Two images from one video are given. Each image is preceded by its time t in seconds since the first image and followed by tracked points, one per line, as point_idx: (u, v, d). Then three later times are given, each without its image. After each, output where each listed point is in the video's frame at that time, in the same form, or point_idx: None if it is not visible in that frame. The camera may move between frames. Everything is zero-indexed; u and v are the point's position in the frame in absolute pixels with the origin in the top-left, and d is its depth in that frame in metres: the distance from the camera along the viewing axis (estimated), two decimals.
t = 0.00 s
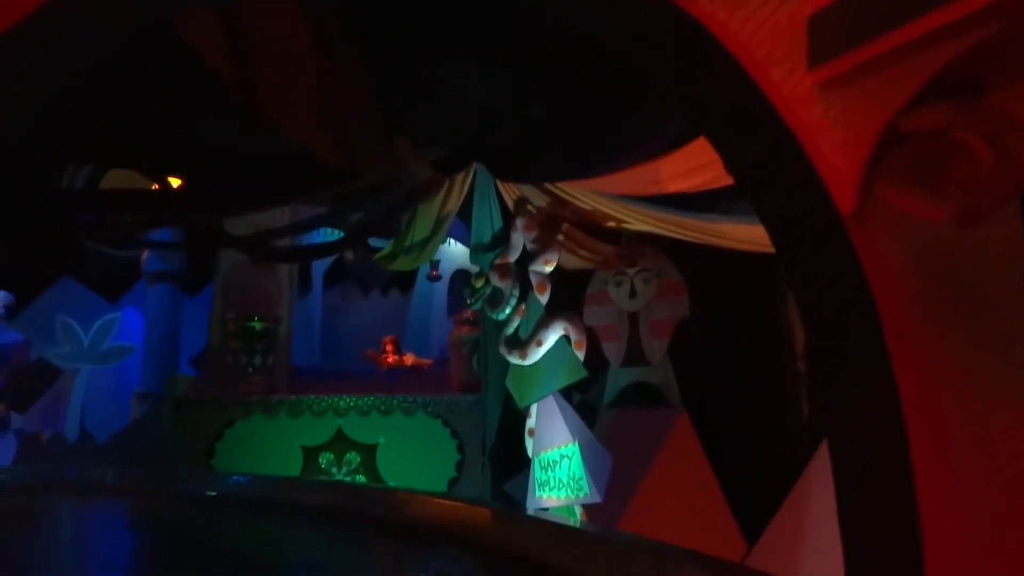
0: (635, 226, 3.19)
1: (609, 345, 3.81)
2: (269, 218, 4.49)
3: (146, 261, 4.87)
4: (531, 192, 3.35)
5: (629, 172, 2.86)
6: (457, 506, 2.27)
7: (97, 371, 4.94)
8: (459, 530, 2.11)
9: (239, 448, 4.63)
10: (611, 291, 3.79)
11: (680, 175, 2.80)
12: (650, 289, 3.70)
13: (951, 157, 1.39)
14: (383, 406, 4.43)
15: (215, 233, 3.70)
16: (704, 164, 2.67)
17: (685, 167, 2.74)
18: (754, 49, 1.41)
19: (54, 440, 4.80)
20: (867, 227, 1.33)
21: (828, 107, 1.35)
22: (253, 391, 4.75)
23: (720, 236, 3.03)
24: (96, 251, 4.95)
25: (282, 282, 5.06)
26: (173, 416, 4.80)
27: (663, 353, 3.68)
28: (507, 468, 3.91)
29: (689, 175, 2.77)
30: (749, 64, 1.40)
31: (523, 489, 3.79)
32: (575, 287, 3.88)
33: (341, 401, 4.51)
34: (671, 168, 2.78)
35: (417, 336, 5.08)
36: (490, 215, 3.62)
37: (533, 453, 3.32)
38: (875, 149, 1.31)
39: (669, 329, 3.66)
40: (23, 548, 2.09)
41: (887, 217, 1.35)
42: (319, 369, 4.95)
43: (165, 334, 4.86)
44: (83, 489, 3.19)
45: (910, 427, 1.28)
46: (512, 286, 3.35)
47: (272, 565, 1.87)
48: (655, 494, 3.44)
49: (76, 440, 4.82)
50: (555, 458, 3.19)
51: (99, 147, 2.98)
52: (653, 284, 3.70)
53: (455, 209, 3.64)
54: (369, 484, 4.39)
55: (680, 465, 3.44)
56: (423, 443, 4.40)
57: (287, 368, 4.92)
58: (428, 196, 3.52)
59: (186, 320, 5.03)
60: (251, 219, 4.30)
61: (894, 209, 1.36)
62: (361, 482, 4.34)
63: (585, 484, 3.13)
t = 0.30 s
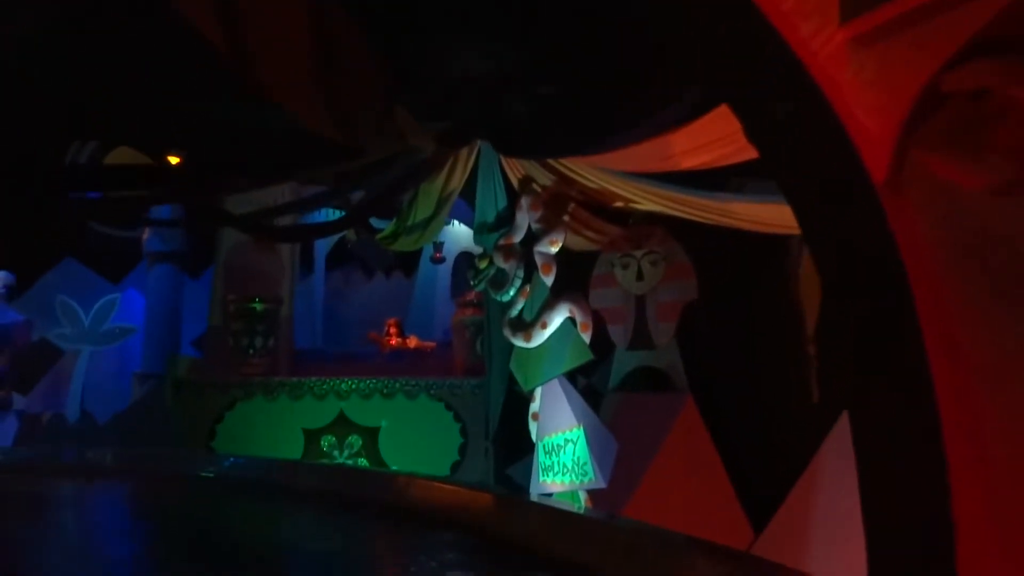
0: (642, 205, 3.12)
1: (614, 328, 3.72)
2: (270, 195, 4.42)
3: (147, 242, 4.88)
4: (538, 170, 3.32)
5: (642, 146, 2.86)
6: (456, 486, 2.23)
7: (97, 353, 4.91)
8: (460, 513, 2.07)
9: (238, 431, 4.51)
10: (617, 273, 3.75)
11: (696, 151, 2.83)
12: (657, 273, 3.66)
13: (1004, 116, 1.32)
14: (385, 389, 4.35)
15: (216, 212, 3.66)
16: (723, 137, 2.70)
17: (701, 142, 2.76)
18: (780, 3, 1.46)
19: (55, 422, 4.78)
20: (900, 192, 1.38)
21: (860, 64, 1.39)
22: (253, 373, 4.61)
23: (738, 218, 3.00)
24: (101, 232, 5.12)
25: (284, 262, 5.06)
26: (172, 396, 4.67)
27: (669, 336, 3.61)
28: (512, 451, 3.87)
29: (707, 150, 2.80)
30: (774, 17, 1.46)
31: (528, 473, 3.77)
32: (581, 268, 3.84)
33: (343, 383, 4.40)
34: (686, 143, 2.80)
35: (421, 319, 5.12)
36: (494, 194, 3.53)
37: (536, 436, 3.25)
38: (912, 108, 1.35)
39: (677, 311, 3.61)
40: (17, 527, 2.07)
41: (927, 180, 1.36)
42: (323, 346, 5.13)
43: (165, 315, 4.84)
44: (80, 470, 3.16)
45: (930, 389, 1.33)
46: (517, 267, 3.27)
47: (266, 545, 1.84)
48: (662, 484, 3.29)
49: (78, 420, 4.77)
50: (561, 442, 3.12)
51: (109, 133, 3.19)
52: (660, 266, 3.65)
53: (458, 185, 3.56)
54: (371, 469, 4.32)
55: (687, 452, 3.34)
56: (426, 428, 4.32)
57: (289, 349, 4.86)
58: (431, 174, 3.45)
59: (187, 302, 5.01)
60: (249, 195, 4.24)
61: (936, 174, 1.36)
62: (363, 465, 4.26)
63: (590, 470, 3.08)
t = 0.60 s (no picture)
0: (649, 188, 3.08)
1: (620, 315, 3.68)
2: (268, 180, 4.32)
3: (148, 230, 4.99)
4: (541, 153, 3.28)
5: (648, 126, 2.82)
6: (461, 480, 2.16)
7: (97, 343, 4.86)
8: (463, 503, 2.02)
9: (239, 421, 4.46)
10: (622, 259, 3.69)
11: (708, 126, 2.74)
12: (664, 257, 3.53)
13: None
14: (387, 377, 4.30)
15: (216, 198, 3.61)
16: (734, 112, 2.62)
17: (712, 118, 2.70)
18: None
19: (55, 413, 4.75)
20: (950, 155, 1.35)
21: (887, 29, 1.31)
22: (254, 362, 4.54)
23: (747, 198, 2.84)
24: (106, 220, 5.05)
25: (285, 248, 5.05)
26: (172, 386, 4.63)
27: (678, 324, 3.48)
28: (516, 440, 3.82)
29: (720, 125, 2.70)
30: None
31: (532, 464, 3.69)
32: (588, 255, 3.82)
33: (346, 371, 4.37)
34: (695, 120, 2.73)
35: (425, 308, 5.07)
36: (498, 179, 3.50)
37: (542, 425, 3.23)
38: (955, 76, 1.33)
39: (685, 298, 3.46)
40: (12, 516, 2.03)
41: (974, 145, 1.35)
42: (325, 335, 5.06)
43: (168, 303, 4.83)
44: (78, 459, 3.12)
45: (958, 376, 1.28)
46: (522, 253, 3.25)
47: (264, 534, 1.80)
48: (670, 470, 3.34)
49: (79, 410, 4.73)
50: (566, 432, 3.06)
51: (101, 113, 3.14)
52: (666, 252, 3.52)
53: (461, 168, 3.43)
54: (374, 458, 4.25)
55: (693, 440, 3.33)
56: (429, 417, 4.28)
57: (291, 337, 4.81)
58: (433, 158, 3.38)
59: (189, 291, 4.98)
60: (245, 180, 4.17)
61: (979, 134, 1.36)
62: (365, 456, 4.20)
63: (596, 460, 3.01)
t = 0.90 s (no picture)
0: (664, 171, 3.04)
1: (626, 301, 3.51)
2: (271, 160, 4.31)
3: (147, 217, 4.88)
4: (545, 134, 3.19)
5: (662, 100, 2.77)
6: (461, 470, 2.10)
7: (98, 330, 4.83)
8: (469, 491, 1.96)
9: (241, 409, 4.42)
10: (628, 243, 3.52)
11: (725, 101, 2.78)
12: (672, 240, 3.42)
13: None
14: (389, 364, 4.25)
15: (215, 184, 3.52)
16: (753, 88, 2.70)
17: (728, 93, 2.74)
18: None
19: (56, 401, 4.71)
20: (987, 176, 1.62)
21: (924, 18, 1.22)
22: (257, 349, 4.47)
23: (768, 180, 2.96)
24: (108, 210, 5.05)
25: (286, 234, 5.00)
26: (173, 374, 4.59)
27: (686, 309, 3.41)
28: (521, 428, 3.77)
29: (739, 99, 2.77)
30: None
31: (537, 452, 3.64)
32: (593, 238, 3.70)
33: (348, 359, 4.31)
34: (708, 96, 2.75)
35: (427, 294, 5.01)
36: (501, 163, 3.41)
37: (546, 411, 3.18)
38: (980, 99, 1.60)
39: (693, 283, 3.39)
40: (11, 508, 1.99)
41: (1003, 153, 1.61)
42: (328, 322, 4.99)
43: (168, 290, 4.80)
44: (79, 448, 3.08)
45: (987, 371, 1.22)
46: (527, 235, 3.08)
47: (262, 524, 1.75)
48: (674, 461, 3.23)
49: (81, 399, 4.68)
50: (572, 420, 3.02)
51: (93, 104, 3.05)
52: (674, 236, 3.41)
53: (463, 150, 3.38)
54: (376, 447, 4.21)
55: (695, 427, 3.27)
56: (432, 404, 4.22)
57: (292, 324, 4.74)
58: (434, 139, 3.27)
59: (190, 278, 4.94)
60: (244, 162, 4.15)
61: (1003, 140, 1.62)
62: (368, 444, 4.15)
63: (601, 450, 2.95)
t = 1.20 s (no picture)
0: (666, 161, 3.04)
1: (634, 297, 3.45)
2: (274, 153, 4.26)
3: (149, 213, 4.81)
4: (551, 125, 3.12)
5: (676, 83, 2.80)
6: (467, 471, 2.05)
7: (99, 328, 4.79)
8: (477, 489, 1.92)
9: (244, 409, 4.37)
10: (635, 238, 3.47)
11: (738, 86, 2.82)
12: (679, 234, 3.35)
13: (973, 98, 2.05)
14: (394, 361, 4.18)
15: (214, 180, 3.47)
16: (777, 64, 2.76)
17: (744, 75, 2.79)
18: None
19: (57, 399, 4.67)
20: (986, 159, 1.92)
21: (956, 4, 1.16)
22: (261, 347, 4.44)
23: (777, 170, 2.93)
24: (104, 205, 4.95)
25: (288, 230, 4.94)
26: (175, 373, 4.54)
27: (694, 305, 3.32)
28: (528, 426, 3.71)
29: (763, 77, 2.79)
30: None
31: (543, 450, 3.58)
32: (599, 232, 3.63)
33: (352, 357, 4.23)
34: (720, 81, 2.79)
35: (432, 291, 5.01)
36: (505, 156, 3.33)
37: (553, 408, 3.11)
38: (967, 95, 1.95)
39: (700, 278, 3.32)
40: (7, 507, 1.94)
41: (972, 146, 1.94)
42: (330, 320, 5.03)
43: (170, 287, 4.76)
44: (81, 449, 3.03)
45: None
46: (534, 228, 3.02)
47: (269, 521, 1.72)
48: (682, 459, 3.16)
49: (81, 399, 4.66)
50: (579, 419, 2.97)
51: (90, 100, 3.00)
52: (682, 230, 3.35)
53: (466, 142, 3.33)
54: (380, 447, 4.16)
55: (706, 428, 3.18)
56: (437, 403, 4.15)
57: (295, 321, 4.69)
58: (437, 130, 3.22)
59: (191, 275, 4.89)
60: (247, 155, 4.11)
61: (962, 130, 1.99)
62: (372, 443, 4.10)
63: (609, 451, 2.96)
